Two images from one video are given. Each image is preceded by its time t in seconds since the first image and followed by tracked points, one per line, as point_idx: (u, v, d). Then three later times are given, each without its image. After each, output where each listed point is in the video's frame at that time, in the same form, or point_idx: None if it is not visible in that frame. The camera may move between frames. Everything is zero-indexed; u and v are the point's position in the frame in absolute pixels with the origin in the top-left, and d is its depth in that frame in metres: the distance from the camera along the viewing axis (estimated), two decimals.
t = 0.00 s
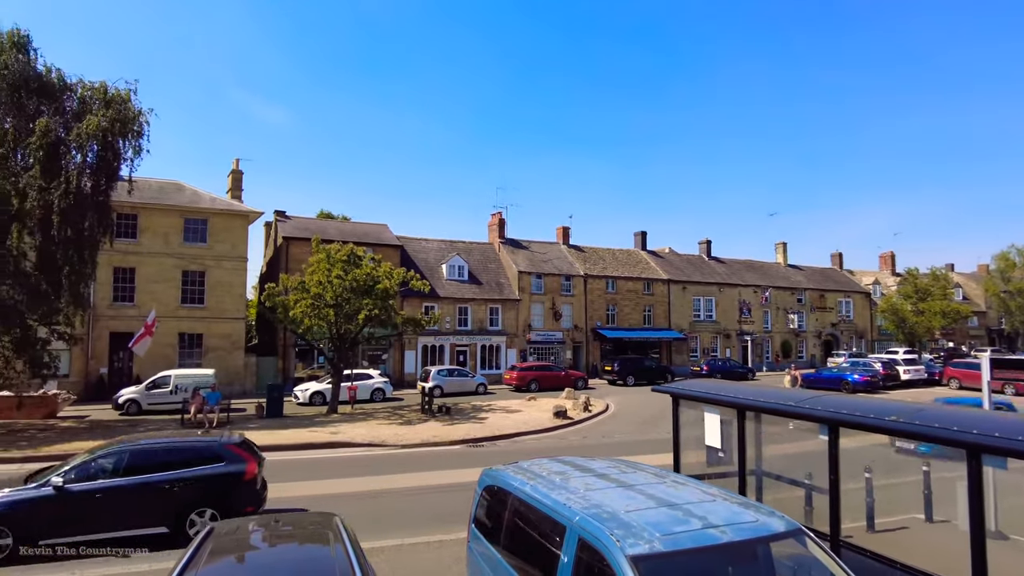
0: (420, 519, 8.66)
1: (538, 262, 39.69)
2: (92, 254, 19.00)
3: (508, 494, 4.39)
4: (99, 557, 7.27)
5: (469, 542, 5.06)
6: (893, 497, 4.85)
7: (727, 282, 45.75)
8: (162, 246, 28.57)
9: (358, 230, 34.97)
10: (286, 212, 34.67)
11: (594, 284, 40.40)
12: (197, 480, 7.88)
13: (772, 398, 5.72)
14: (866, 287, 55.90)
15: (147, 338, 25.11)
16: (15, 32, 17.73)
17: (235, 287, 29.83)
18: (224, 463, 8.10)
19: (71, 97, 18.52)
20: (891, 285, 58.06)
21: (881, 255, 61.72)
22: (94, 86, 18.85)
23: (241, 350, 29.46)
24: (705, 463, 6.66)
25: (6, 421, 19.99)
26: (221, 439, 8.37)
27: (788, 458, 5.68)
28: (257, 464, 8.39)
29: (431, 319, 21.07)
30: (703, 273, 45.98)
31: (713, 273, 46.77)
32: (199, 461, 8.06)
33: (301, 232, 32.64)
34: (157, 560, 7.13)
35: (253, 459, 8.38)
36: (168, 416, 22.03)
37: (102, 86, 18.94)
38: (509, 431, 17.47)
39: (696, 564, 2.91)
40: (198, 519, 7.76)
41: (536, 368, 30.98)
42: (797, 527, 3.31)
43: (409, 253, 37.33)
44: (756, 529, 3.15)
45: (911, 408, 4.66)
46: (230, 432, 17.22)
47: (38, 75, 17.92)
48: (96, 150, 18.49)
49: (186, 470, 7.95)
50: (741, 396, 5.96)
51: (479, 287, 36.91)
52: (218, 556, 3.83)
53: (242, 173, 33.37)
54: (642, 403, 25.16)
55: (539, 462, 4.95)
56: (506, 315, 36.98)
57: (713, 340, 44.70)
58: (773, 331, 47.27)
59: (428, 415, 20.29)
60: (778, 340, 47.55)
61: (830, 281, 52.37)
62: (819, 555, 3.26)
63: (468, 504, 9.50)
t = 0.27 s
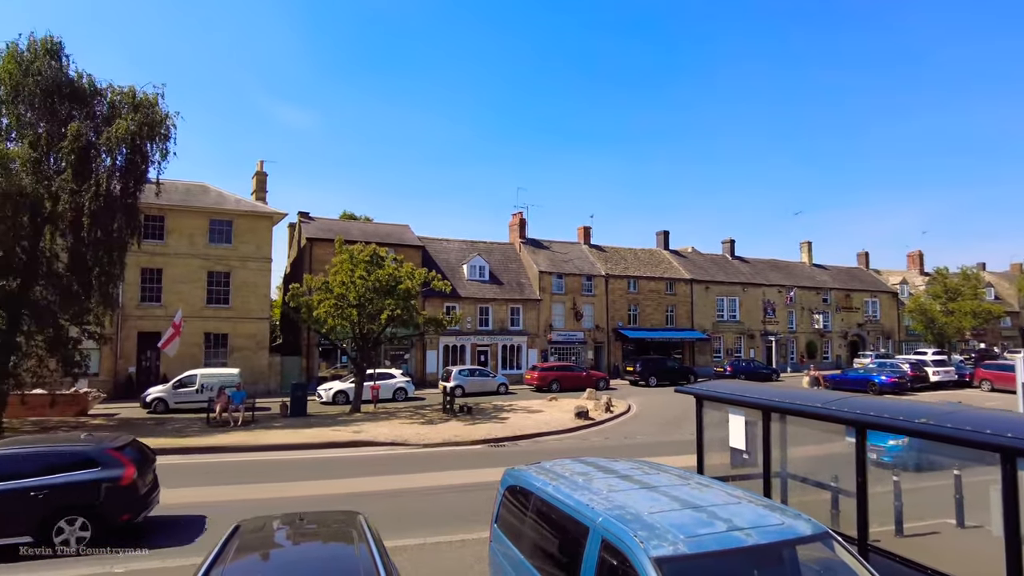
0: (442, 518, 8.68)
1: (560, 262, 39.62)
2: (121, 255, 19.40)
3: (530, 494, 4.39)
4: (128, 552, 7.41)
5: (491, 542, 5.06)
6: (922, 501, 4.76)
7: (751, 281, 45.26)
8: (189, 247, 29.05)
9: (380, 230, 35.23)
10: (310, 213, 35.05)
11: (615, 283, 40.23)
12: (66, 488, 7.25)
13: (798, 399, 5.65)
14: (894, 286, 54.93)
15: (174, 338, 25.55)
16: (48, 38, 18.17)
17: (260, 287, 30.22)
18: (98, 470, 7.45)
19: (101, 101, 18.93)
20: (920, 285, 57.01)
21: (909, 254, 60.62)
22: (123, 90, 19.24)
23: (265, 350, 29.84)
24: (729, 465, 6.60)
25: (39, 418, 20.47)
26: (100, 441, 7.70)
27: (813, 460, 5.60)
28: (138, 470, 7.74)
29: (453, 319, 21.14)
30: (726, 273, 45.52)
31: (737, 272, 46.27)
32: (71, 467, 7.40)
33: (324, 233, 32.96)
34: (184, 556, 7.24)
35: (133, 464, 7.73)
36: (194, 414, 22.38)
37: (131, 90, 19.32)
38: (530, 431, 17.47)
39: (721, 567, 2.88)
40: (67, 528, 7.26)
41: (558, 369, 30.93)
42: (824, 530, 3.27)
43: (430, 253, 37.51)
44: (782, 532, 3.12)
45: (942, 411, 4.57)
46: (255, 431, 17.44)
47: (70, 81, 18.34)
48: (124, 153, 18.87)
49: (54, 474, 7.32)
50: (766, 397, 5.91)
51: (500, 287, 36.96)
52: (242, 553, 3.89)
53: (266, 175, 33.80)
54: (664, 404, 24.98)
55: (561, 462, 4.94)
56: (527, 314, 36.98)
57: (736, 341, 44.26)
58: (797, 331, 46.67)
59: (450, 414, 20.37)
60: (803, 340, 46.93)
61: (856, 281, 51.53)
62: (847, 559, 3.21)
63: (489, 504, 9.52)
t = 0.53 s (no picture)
0: (460, 518, 8.71)
1: (577, 261, 39.55)
2: (144, 256, 19.70)
3: (550, 495, 4.39)
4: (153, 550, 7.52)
5: (511, 542, 5.06)
6: (948, 504, 4.67)
7: (771, 281, 44.84)
8: (210, 248, 29.41)
9: (398, 231, 35.42)
10: (329, 214, 35.33)
11: (633, 283, 40.06)
12: None
13: (821, 399, 5.58)
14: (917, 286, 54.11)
15: (196, 338, 25.89)
16: (73, 44, 18.48)
17: (280, 288, 30.51)
18: None
19: (124, 105, 19.21)
20: (944, 284, 56.09)
21: (933, 253, 59.68)
22: (146, 94, 19.51)
23: (285, 350, 30.13)
24: (750, 466, 6.54)
25: (65, 416, 20.85)
26: None
27: (836, 462, 5.52)
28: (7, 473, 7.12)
29: (471, 319, 21.19)
30: (746, 272, 45.13)
31: (756, 272, 45.84)
32: None
33: (343, 234, 33.20)
34: (207, 553, 7.32)
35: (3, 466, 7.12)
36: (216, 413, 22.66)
37: (154, 93, 19.60)
38: (549, 431, 17.46)
39: (744, 569, 2.86)
40: None
41: (575, 369, 30.87)
42: (849, 533, 3.23)
43: (448, 253, 37.63)
44: (805, 534, 3.09)
45: (969, 412, 4.49)
46: (275, 430, 17.62)
47: (95, 85, 18.65)
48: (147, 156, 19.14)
49: None
50: (789, 398, 5.85)
51: (517, 287, 36.98)
52: (265, 551, 3.94)
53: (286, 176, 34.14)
54: (683, 404, 24.84)
55: (580, 463, 4.94)
56: (545, 314, 36.96)
57: (756, 341, 43.87)
58: (818, 331, 46.15)
59: (468, 414, 20.42)
60: (823, 340, 46.39)
61: (878, 280, 50.82)
62: (871, 562, 3.17)
63: (508, 504, 9.52)
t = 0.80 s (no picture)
0: (476, 518, 8.72)
1: (592, 261, 39.45)
2: (163, 257, 19.97)
3: (567, 496, 4.38)
4: (173, 548, 7.61)
5: (527, 543, 5.06)
6: (972, 507, 4.60)
7: (788, 281, 44.44)
8: (227, 249, 29.71)
9: (413, 232, 35.55)
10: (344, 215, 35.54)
11: (648, 283, 39.88)
12: None
13: (841, 400, 5.52)
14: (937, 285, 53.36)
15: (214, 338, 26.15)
16: (94, 48, 18.72)
17: (296, 288, 30.76)
18: None
19: (144, 108, 19.45)
20: (965, 283, 55.27)
21: (954, 252, 58.85)
22: (165, 97, 19.74)
23: (302, 350, 30.35)
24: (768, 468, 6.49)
25: (86, 415, 21.17)
26: None
27: (856, 463, 5.46)
28: None
29: (486, 319, 21.22)
30: (762, 272, 44.77)
31: (773, 271, 45.46)
32: None
33: (359, 235, 33.39)
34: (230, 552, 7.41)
35: None
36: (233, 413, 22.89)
37: (172, 96, 19.83)
38: (564, 431, 17.45)
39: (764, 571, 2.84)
40: None
41: (590, 369, 30.80)
42: (870, 536, 3.20)
43: (462, 254, 37.71)
44: (825, 536, 3.06)
45: (993, 414, 4.42)
46: (292, 429, 17.77)
47: (115, 89, 18.90)
48: (166, 158, 19.38)
49: None
50: (808, 399, 5.80)
51: (532, 287, 36.96)
52: (283, 550, 3.97)
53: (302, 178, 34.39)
54: (699, 405, 24.70)
55: (597, 463, 4.92)
56: (559, 315, 36.91)
57: (773, 341, 43.50)
58: (836, 331, 45.67)
59: (483, 414, 20.45)
60: (841, 340, 45.90)
61: (898, 280, 50.21)
62: (893, 565, 3.13)
63: (523, 504, 9.52)
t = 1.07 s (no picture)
0: (490, 518, 8.72)
1: (605, 261, 39.35)
2: (179, 258, 20.18)
3: (582, 497, 4.37)
4: (190, 546, 7.68)
5: (542, 544, 5.05)
6: (995, 510, 4.51)
7: (803, 280, 44.07)
8: (242, 250, 29.95)
9: (426, 232, 35.65)
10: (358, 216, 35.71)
11: (662, 283, 39.70)
12: None
13: (860, 401, 5.46)
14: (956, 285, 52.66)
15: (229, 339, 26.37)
16: (112, 52, 18.94)
17: (311, 289, 30.96)
18: None
19: (160, 111, 19.66)
20: (984, 282, 54.51)
21: (973, 251, 58.07)
22: (181, 100, 19.94)
23: (316, 350, 30.53)
24: (785, 470, 6.43)
25: (104, 415, 21.45)
26: None
27: (875, 465, 5.39)
28: None
29: (499, 319, 21.24)
30: (777, 272, 44.41)
31: (789, 271, 45.10)
32: None
33: (373, 236, 33.54)
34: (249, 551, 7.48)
35: None
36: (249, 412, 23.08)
37: (188, 99, 20.01)
38: (578, 431, 17.42)
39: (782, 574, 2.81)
40: None
41: (604, 370, 30.72)
42: (890, 539, 3.16)
43: (475, 254, 37.76)
44: (844, 539, 3.03)
45: (1015, 415, 4.34)
46: (307, 429, 17.88)
47: (133, 92, 19.12)
48: (183, 160, 19.57)
49: None
50: (826, 401, 5.74)
51: (545, 287, 36.93)
52: (299, 550, 3.99)
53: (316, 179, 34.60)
54: (714, 406, 24.56)
55: (612, 464, 4.91)
56: (572, 315, 36.85)
57: (788, 341, 43.14)
58: (852, 331, 45.22)
59: (496, 414, 20.46)
60: (858, 340, 45.44)
61: (915, 279, 49.60)
62: (913, 568, 3.09)
63: (538, 505, 9.51)
